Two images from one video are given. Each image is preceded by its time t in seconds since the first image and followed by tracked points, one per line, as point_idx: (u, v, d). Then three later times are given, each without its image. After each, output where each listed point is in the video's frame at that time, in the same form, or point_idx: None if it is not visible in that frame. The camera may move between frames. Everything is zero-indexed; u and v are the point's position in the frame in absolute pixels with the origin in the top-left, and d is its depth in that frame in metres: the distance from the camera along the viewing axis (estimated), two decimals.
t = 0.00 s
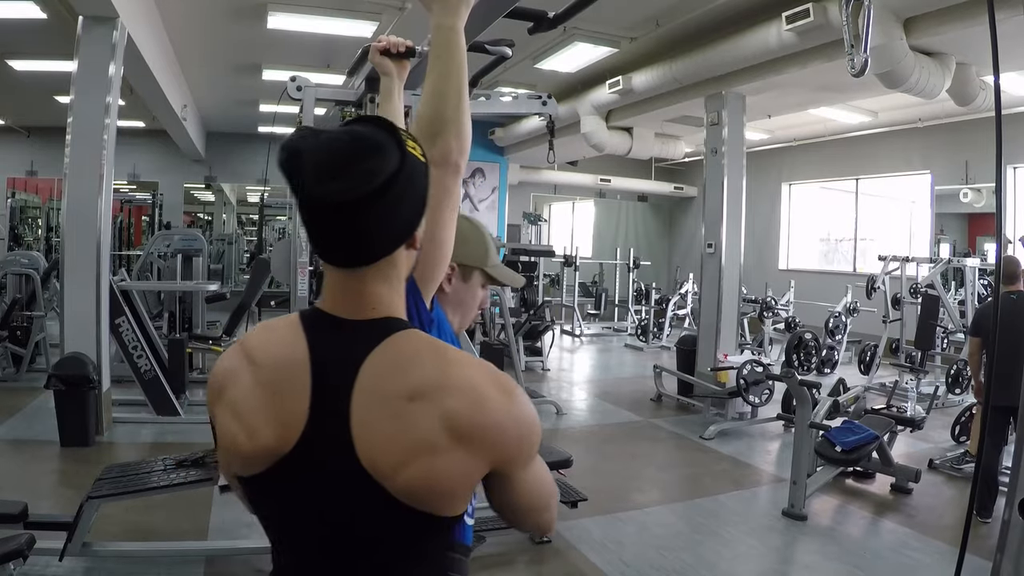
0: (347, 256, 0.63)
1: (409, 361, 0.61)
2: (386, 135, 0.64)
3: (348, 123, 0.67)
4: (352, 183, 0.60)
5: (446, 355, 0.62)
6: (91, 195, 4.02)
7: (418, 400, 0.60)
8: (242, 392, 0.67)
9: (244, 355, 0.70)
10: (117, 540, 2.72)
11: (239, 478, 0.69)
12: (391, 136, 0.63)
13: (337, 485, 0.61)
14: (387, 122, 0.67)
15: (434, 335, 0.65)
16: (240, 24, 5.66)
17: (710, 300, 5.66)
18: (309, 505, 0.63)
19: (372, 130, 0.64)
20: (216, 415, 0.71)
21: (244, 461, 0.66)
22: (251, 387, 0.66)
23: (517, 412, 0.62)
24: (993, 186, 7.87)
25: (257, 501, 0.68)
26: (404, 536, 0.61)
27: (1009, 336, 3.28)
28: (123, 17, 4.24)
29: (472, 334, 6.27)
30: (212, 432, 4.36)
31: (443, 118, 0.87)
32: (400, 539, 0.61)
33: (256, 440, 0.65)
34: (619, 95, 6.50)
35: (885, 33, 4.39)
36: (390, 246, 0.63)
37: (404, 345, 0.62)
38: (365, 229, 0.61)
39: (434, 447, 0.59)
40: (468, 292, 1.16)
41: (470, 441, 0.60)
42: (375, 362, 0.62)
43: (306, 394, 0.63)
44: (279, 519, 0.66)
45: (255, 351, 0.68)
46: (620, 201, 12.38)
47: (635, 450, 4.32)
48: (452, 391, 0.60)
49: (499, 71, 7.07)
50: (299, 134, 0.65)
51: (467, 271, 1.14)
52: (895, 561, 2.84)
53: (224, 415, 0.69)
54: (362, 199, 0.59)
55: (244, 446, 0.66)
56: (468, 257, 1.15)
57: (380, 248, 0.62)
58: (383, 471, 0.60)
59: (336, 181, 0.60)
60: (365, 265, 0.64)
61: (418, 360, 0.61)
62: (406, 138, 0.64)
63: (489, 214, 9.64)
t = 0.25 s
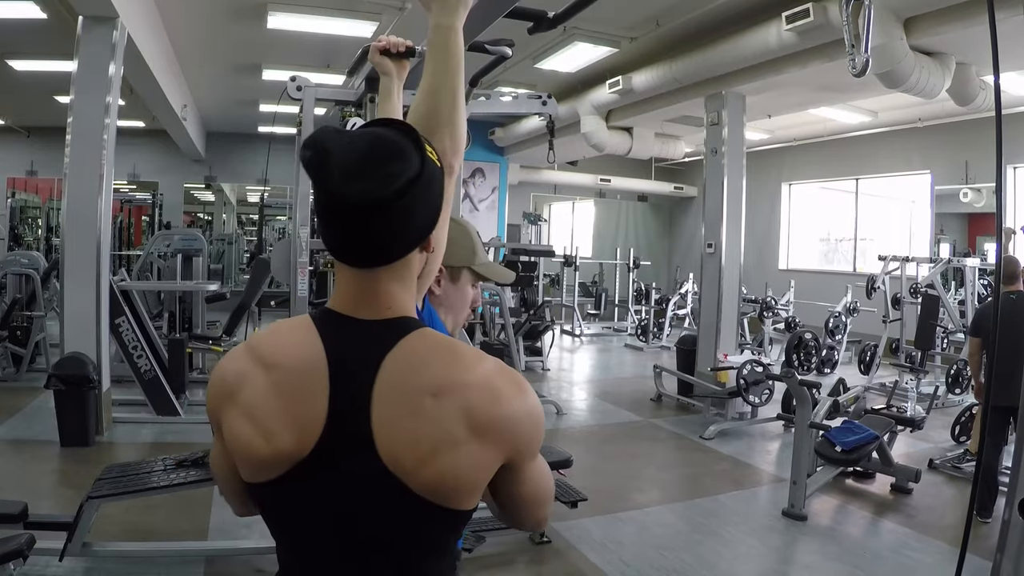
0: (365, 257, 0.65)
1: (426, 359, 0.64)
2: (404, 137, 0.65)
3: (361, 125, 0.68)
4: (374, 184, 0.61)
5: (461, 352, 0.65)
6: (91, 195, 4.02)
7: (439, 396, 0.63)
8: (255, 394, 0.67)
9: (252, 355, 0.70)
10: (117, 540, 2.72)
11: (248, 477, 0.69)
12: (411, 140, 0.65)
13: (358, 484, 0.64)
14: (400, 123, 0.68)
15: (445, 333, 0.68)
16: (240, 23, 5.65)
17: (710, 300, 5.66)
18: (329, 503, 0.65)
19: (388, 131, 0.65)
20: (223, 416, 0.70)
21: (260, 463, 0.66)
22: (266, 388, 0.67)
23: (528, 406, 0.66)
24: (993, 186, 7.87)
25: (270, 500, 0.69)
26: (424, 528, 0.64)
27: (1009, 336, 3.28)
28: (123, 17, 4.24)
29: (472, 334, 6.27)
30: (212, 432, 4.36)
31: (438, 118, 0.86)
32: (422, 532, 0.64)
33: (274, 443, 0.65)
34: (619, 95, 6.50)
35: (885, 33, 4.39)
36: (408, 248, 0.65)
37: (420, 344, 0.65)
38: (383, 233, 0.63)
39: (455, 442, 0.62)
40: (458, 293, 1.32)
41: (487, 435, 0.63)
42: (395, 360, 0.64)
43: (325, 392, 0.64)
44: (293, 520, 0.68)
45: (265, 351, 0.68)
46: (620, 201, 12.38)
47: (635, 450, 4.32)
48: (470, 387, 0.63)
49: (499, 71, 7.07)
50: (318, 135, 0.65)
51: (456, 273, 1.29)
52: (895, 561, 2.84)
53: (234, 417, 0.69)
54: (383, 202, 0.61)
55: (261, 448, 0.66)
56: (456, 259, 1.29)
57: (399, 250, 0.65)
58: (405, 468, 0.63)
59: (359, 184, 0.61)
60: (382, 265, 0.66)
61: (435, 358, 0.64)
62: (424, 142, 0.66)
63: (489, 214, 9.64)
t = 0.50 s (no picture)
0: (368, 257, 0.65)
1: (432, 358, 0.64)
2: (407, 138, 0.65)
3: (365, 126, 0.68)
4: (379, 186, 0.61)
5: (466, 352, 0.66)
6: (91, 196, 4.02)
7: (445, 395, 0.63)
8: (261, 395, 0.67)
9: (257, 356, 0.70)
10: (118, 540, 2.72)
11: (255, 478, 0.70)
12: (415, 140, 0.65)
13: (363, 484, 0.64)
14: (404, 124, 0.68)
15: (449, 333, 0.68)
16: (240, 24, 5.65)
17: (709, 299, 5.66)
18: (334, 503, 0.65)
19: (392, 131, 0.65)
20: (228, 419, 0.70)
21: (267, 465, 0.66)
22: (272, 391, 0.67)
23: (533, 403, 0.66)
24: (993, 186, 7.86)
25: (276, 501, 0.69)
26: (429, 527, 0.64)
27: (1009, 336, 3.27)
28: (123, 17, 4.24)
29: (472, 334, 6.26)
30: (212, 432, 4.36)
31: (437, 117, 0.85)
32: (427, 531, 0.64)
33: (280, 444, 0.65)
34: (619, 95, 6.50)
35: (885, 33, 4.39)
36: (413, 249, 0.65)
37: (425, 343, 0.65)
38: (387, 234, 0.62)
39: (461, 440, 0.62)
40: (463, 291, 1.33)
41: (493, 433, 0.63)
42: (400, 360, 0.64)
43: (332, 393, 0.65)
44: (299, 520, 0.68)
45: (271, 353, 0.68)
46: (620, 201, 12.38)
47: (635, 450, 4.32)
48: (475, 386, 0.63)
49: (499, 71, 7.07)
50: (322, 137, 0.65)
51: (458, 272, 1.31)
52: (894, 561, 2.84)
53: (240, 419, 0.68)
54: (388, 203, 0.61)
55: (267, 450, 0.66)
56: (457, 259, 1.31)
57: (403, 250, 0.64)
58: (411, 467, 0.63)
59: (364, 185, 0.61)
60: (387, 266, 0.66)
61: (441, 357, 0.64)
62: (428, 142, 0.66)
63: (489, 214, 9.64)
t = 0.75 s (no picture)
0: (371, 259, 0.64)
1: (436, 359, 0.64)
2: (411, 138, 0.65)
3: (366, 128, 0.68)
4: (383, 190, 0.61)
5: (470, 350, 0.66)
6: (91, 195, 4.02)
7: (450, 395, 0.63)
8: (264, 396, 0.66)
9: (260, 357, 0.69)
10: (118, 539, 2.72)
11: (259, 481, 0.69)
12: (419, 142, 0.64)
13: (369, 485, 0.64)
14: (406, 125, 0.68)
15: (452, 332, 0.68)
16: (240, 23, 5.65)
17: (709, 299, 5.66)
18: (338, 503, 0.65)
19: (395, 133, 0.65)
20: (230, 419, 0.70)
21: (271, 466, 0.66)
22: (276, 392, 0.66)
23: (537, 401, 0.66)
24: (993, 186, 7.86)
25: (280, 501, 0.68)
26: (434, 527, 0.64)
27: (1009, 335, 3.28)
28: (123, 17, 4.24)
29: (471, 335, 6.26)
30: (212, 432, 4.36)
31: (446, 117, 0.85)
32: (432, 531, 0.64)
33: (285, 445, 0.65)
34: (619, 95, 6.50)
35: (885, 33, 4.39)
36: (416, 248, 0.65)
37: (428, 343, 0.66)
38: (389, 236, 0.62)
39: (467, 438, 0.63)
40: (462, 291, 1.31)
41: (498, 429, 0.64)
42: (405, 359, 0.65)
43: (337, 394, 0.65)
44: (303, 521, 0.68)
45: (274, 354, 0.68)
46: (620, 201, 12.38)
47: (635, 450, 4.32)
48: (479, 384, 0.64)
49: (499, 70, 7.07)
50: (324, 140, 0.65)
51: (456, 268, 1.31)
52: (894, 561, 2.84)
53: (242, 419, 0.68)
54: (394, 206, 0.61)
55: (271, 451, 0.66)
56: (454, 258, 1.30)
57: (406, 251, 0.64)
58: (417, 467, 0.63)
59: (368, 189, 0.61)
60: (389, 269, 0.66)
61: (444, 357, 0.65)
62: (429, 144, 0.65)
63: (489, 214, 9.64)
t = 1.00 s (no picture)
0: (368, 263, 0.64)
1: (434, 360, 0.65)
2: (406, 140, 0.64)
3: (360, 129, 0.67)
4: (381, 196, 0.60)
5: (466, 350, 0.66)
6: (91, 195, 4.01)
7: (450, 396, 0.63)
8: (260, 405, 0.65)
9: (253, 364, 0.67)
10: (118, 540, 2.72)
11: (257, 489, 0.68)
12: (414, 144, 0.64)
13: (370, 486, 0.64)
14: (401, 126, 0.67)
15: (447, 331, 0.68)
16: (240, 23, 5.65)
17: (709, 299, 5.65)
18: (339, 505, 0.65)
19: (391, 137, 0.64)
20: (224, 427, 0.68)
21: (270, 473, 0.65)
22: (273, 399, 0.65)
23: (530, 395, 0.67)
24: (993, 186, 7.85)
25: (279, 506, 0.68)
26: (436, 527, 0.65)
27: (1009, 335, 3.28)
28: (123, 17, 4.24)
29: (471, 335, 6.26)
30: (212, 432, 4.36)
31: (452, 118, 0.87)
32: (435, 529, 0.65)
33: (285, 453, 0.65)
34: (619, 95, 6.50)
35: (885, 33, 4.39)
36: (413, 249, 0.65)
37: (425, 344, 0.66)
38: (388, 240, 0.62)
39: (468, 437, 0.63)
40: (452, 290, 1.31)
41: (497, 426, 0.65)
42: (403, 361, 0.65)
43: (336, 397, 0.64)
44: (303, 525, 0.67)
45: (268, 359, 0.66)
46: (620, 201, 12.38)
47: (635, 450, 4.31)
48: (478, 383, 0.64)
49: (499, 70, 7.07)
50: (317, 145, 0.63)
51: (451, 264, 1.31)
52: (894, 561, 2.84)
53: (238, 428, 0.67)
54: (393, 211, 0.61)
55: (271, 458, 0.65)
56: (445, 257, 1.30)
57: (402, 254, 0.65)
58: (419, 467, 0.64)
59: (366, 198, 0.60)
60: (383, 272, 0.66)
61: (443, 357, 0.65)
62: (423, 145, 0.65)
63: (489, 214, 9.64)
